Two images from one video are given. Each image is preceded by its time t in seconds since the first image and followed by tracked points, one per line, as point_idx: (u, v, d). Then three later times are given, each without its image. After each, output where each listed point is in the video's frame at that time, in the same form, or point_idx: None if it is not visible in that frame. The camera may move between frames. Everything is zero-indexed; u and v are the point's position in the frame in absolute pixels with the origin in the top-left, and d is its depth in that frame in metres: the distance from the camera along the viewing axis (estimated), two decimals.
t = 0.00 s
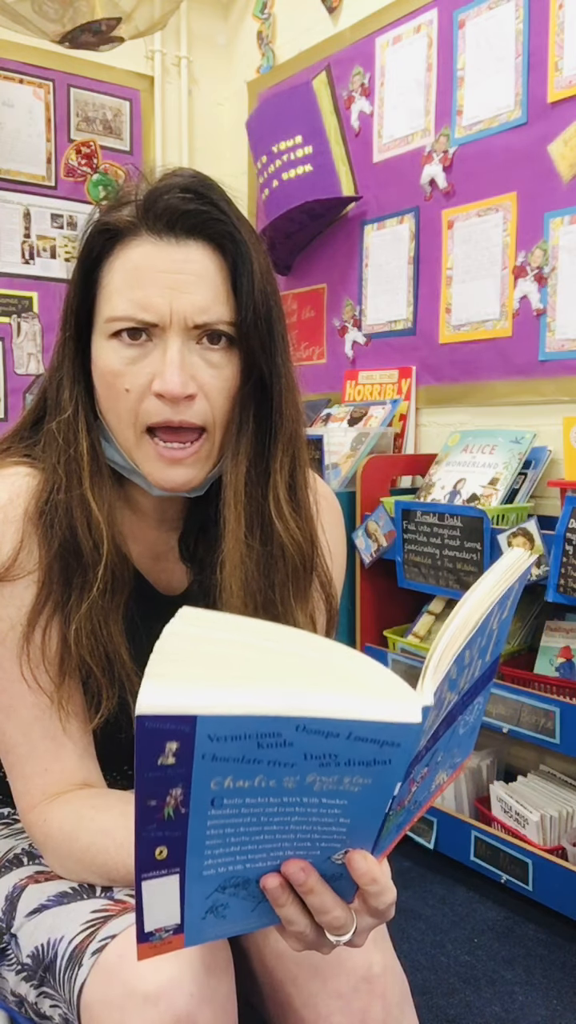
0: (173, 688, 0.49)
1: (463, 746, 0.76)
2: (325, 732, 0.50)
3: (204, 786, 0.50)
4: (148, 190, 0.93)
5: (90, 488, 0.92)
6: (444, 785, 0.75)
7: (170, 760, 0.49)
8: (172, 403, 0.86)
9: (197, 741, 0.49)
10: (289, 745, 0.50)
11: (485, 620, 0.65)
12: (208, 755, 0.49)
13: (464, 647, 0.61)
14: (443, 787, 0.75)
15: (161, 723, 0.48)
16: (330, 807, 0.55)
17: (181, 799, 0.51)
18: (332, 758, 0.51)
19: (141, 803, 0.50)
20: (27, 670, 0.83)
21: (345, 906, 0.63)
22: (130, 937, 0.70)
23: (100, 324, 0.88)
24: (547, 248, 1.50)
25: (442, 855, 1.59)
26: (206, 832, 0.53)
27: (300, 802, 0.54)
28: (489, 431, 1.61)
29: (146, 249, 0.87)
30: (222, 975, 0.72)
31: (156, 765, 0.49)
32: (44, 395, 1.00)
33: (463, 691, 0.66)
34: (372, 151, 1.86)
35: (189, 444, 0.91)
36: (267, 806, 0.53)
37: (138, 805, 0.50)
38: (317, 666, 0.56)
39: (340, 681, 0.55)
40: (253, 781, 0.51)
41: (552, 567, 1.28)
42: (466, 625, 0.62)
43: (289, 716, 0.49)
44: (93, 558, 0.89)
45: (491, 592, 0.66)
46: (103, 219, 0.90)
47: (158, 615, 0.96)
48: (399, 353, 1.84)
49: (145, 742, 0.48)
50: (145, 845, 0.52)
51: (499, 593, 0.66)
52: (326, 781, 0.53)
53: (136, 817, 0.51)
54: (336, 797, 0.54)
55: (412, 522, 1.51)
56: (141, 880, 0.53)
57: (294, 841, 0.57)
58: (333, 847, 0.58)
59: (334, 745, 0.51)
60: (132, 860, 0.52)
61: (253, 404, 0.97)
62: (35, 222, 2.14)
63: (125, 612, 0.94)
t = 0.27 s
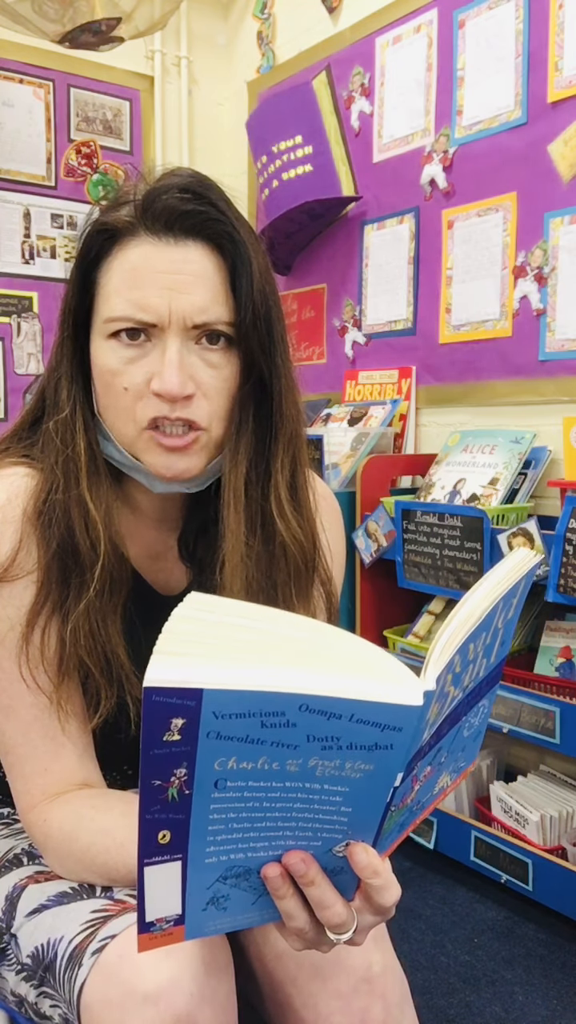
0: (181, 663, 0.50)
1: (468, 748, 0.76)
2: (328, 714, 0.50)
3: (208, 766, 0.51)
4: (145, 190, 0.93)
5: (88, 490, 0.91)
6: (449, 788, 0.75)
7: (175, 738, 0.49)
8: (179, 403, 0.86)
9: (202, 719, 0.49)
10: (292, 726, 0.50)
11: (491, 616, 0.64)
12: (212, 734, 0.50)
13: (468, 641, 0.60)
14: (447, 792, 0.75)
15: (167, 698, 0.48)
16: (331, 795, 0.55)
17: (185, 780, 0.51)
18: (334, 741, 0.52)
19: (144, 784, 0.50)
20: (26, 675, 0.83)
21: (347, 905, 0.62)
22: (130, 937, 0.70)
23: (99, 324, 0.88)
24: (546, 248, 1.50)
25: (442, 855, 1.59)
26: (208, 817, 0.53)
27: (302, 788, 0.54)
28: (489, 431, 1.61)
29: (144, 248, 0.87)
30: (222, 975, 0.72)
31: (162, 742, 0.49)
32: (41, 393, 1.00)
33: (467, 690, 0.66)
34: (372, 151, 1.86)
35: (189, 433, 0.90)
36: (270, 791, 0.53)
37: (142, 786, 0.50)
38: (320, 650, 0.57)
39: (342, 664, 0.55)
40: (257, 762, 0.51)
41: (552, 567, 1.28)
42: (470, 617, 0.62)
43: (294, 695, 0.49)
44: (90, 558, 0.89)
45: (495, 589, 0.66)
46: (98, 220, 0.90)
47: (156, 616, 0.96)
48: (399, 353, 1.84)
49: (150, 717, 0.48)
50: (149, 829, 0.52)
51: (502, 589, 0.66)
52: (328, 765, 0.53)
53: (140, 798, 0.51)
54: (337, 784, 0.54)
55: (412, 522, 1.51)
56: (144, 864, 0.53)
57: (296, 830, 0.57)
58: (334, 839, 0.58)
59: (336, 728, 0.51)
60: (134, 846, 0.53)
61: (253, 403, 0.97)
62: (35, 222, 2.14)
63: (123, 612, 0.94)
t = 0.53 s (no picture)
0: (183, 664, 0.50)
1: (470, 752, 0.76)
2: (328, 715, 0.50)
3: (209, 767, 0.51)
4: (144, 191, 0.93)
5: (89, 492, 0.91)
6: (450, 791, 0.75)
7: (177, 738, 0.49)
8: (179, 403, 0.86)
9: (204, 719, 0.49)
10: (293, 726, 0.50)
11: (494, 619, 0.64)
12: (214, 735, 0.50)
13: (472, 641, 0.60)
14: (449, 794, 0.75)
15: (169, 698, 0.48)
16: (332, 796, 0.55)
17: (187, 781, 0.51)
18: (335, 742, 0.52)
19: (146, 784, 0.50)
20: (28, 675, 0.83)
21: (347, 906, 0.62)
22: (130, 937, 0.70)
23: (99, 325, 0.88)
24: (546, 248, 1.50)
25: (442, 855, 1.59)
26: (209, 816, 0.53)
27: (303, 788, 0.54)
28: (489, 431, 1.61)
29: (144, 250, 0.87)
30: (222, 975, 0.72)
31: (163, 742, 0.49)
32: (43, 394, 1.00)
33: (470, 693, 0.66)
34: (372, 151, 1.86)
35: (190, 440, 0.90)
36: (271, 792, 0.53)
37: (143, 786, 0.50)
38: (321, 651, 0.57)
39: (342, 665, 0.55)
40: (258, 763, 0.51)
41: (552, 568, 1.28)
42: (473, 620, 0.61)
43: (296, 697, 0.49)
44: (92, 560, 0.89)
45: (499, 591, 0.65)
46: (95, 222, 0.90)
47: (157, 616, 0.96)
48: (399, 353, 1.84)
49: (153, 717, 0.48)
50: (149, 831, 0.52)
51: (507, 590, 0.65)
52: (329, 766, 0.53)
53: (141, 798, 0.51)
54: (338, 784, 0.54)
55: (412, 522, 1.51)
56: (145, 866, 0.53)
57: (296, 831, 0.57)
58: (335, 840, 0.58)
59: (338, 729, 0.51)
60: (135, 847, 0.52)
61: (252, 404, 0.97)
62: (35, 222, 2.14)
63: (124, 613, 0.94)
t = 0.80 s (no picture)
0: (184, 665, 0.50)
1: (484, 766, 0.76)
2: (329, 718, 0.50)
3: (209, 768, 0.51)
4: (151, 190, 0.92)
5: (90, 493, 0.91)
6: (461, 802, 0.75)
7: (176, 738, 0.49)
8: (179, 404, 0.86)
9: (204, 720, 0.49)
10: (294, 728, 0.50)
11: (512, 630, 0.63)
12: (214, 735, 0.50)
13: (482, 649, 0.59)
14: (459, 803, 0.75)
15: (169, 699, 0.48)
16: (332, 798, 0.55)
17: (186, 782, 0.51)
18: (336, 745, 0.52)
19: (145, 784, 0.50)
20: (28, 675, 0.83)
21: (345, 909, 0.62)
22: (131, 937, 0.70)
23: (105, 326, 0.88)
24: (547, 248, 1.50)
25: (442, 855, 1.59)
26: (209, 817, 0.53)
27: (303, 790, 0.54)
28: (489, 431, 1.61)
29: (152, 249, 0.87)
30: (222, 975, 0.72)
31: (163, 743, 0.49)
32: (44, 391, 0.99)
33: (482, 705, 0.66)
34: (372, 151, 1.86)
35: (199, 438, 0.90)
36: (270, 794, 0.53)
37: (143, 786, 0.50)
38: (321, 653, 0.57)
39: (342, 668, 0.55)
40: (258, 765, 0.51)
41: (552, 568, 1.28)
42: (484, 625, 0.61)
43: (297, 699, 0.49)
44: (92, 561, 0.89)
45: (518, 602, 0.65)
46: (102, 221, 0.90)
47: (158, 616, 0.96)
48: (399, 354, 1.83)
49: (152, 719, 0.48)
50: (148, 830, 0.52)
51: (527, 602, 0.65)
52: (329, 769, 0.53)
53: (141, 798, 0.51)
54: (338, 787, 0.54)
55: (412, 522, 1.51)
56: (143, 866, 0.53)
57: (296, 833, 0.57)
58: (334, 842, 0.58)
59: (337, 732, 0.51)
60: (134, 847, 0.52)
61: (257, 403, 0.98)
62: (35, 222, 2.14)
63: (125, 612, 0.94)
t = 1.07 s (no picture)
0: (178, 675, 0.50)
1: (484, 772, 0.76)
2: (323, 727, 0.50)
3: (204, 777, 0.51)
4: (164, 187, 0.92)
5: (103, 496, 0.91)
6: (461, 808, 0.75)
7: (170, 749, 0.49)
8: (179, 404, 0.86)
9: (197, 731, 0.49)
10: (288, 738, 0.51)
11: (512, 638, 0.63)
12: (207, 745, 0.50)
13: (481, 658, 0.59)
14: (458, 809, 0.75)
15: (162, 711, 0.48)
16: (328, 805, 0.55)
17: (181, 790, 0.51)
18: (330, 754, 0.52)
19: (140, 793, 0.50)
20: (25, 684, 0.83)
21: (343, 914, 0.62)
22: (130, 936, 0.70)
23: (123, 324, 0.87)
24: (546, 248, 1.50)
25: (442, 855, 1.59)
26: (203, 825, 0.53)
27: (298, 799, 0.54)
28: (490, 431, 1.61)
29: (170, 245, 0.87)
30: (222, 975, 0.72)
31: (157, 753, 0.49)
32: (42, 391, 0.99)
33: (482, 712, 0.66)
34: (372, 151, 1.86)
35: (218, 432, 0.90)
36: (265, 802, 0.53)
37: (137, 796, 0.51)
38: (316, 660, 0.57)
39: (336, 676, 0.55)
40: (253, 774, 0.51)
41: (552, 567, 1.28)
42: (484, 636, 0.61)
43: (290, 708, 0.49)
44: (103, 564, 0.89)
45: (519, 610, 0.65)
46: (117, 216, 0.89)
47: (159, 616, 0.97)
48: (399, 354, 1.83)
49: (144, 730, 0.48)
50: (143, 838, 0.52)
51: (527, 611, 0.64)
52: (324, 777, 0.53)
53: (135, 807, 0.51)
54: (333, 794, 0.54)
55: (412, 522, 1.51)
56: (139, 873, 0.53)
57: (292, 840, 0.57)
58: (330, 848, 0.58)
59: (333, 741, 0.51)
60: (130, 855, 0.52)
61: (274, 393, 0.99)
62: (35, 222, 2.14)
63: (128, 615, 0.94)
